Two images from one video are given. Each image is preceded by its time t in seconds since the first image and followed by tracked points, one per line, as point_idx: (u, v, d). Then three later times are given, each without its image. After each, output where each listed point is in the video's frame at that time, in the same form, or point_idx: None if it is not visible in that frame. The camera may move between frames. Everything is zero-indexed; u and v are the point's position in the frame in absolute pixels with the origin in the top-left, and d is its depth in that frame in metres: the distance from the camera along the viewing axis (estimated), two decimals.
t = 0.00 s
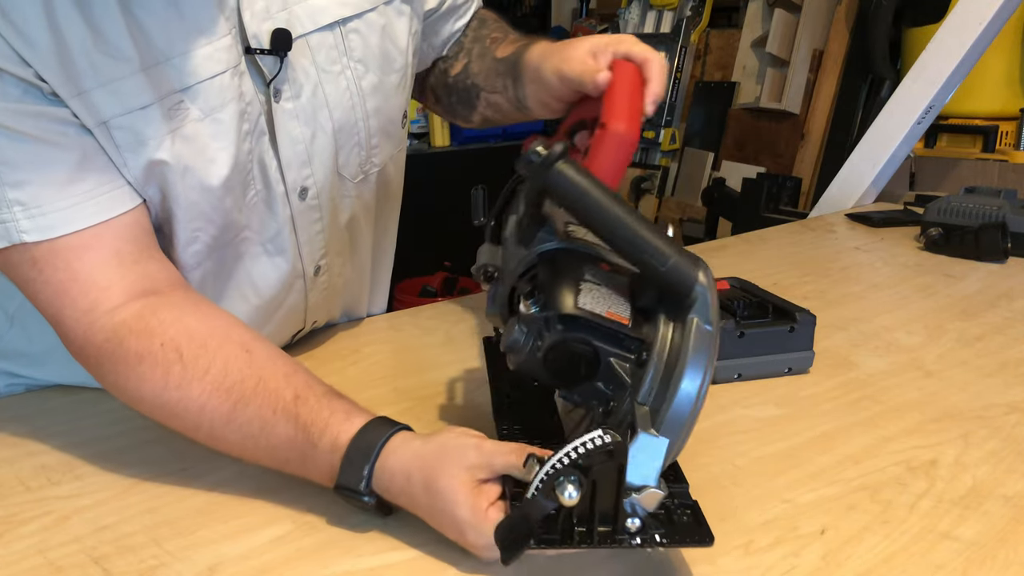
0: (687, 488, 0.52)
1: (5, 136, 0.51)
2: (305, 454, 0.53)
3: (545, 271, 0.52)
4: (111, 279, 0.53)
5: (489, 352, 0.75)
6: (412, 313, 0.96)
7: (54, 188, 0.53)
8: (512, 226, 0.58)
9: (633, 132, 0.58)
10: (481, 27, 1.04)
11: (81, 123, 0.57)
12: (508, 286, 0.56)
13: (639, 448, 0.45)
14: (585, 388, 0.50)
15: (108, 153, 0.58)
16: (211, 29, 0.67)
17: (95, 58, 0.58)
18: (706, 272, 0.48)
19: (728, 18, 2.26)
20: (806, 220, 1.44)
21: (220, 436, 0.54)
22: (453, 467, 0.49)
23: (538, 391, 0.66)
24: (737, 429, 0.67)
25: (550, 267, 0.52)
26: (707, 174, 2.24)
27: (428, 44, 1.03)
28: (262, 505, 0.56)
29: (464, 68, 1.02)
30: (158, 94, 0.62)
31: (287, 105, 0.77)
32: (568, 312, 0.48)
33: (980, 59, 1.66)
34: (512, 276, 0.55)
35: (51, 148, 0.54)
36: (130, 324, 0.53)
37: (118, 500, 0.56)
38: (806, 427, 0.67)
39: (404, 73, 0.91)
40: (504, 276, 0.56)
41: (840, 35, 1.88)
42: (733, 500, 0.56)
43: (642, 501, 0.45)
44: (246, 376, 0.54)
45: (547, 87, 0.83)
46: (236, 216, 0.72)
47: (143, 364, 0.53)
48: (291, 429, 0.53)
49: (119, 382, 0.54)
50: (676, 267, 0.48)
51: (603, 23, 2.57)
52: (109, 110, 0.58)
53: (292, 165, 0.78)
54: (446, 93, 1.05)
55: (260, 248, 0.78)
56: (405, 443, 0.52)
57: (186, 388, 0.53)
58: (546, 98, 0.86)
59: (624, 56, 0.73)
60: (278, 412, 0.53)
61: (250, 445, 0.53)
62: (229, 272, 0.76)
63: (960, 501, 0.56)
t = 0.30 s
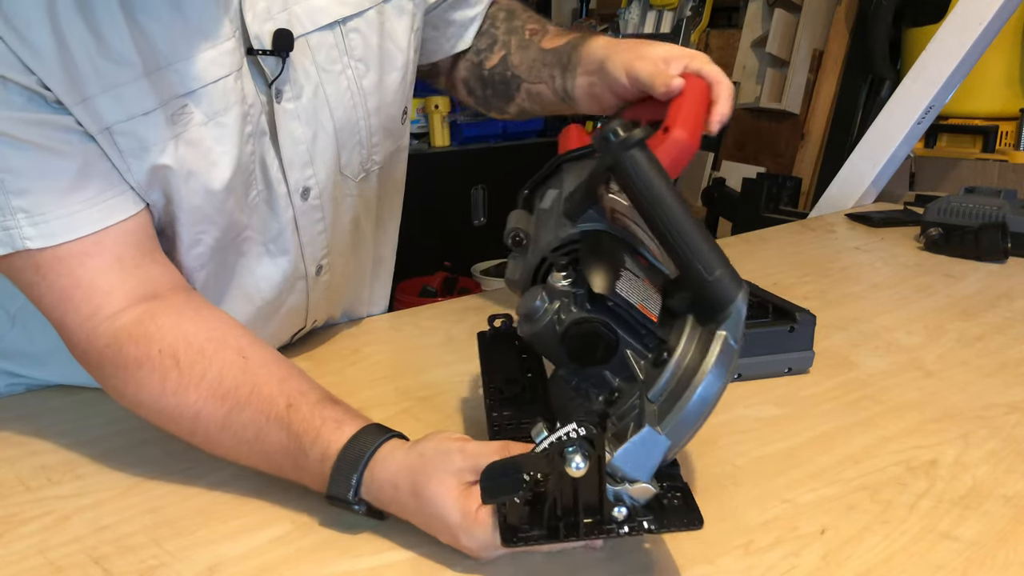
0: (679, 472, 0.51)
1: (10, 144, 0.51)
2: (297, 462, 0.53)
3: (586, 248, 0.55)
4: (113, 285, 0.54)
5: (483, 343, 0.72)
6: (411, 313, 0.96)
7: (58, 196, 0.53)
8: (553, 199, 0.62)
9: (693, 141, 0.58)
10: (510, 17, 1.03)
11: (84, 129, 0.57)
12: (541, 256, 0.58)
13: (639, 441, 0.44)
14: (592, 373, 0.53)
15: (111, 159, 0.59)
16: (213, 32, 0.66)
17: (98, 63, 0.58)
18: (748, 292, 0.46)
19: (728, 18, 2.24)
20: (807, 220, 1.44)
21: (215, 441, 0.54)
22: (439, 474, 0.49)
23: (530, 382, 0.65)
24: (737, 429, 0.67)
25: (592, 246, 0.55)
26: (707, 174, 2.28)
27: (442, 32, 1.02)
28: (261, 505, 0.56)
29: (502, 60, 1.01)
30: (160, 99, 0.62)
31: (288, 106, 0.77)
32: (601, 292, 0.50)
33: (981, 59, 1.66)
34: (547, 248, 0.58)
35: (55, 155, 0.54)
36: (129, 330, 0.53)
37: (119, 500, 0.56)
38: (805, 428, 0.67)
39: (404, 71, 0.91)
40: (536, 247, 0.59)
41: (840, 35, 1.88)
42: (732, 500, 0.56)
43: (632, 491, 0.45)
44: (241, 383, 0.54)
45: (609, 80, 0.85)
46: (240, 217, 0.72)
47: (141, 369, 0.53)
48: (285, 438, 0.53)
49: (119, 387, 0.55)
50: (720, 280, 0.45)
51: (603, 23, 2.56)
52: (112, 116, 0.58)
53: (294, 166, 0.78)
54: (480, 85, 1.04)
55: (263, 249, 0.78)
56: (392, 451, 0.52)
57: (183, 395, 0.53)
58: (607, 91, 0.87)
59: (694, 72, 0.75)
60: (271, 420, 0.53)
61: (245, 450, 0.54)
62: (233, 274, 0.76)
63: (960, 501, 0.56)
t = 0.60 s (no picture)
0: (680, 490, 0.52)
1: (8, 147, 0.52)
2: (299, 461, 0.53)
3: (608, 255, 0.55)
4: (114, 285, 0.54)
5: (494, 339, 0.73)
6: (412, 313, 0.96)
7: (57, 198, 0.53)
8: (579, 204, 0.62)
9: (726, 155, 0.62)
10: (534, 8, 1.02)
11: (81, 131, 0.57)
12: (564, 260, 0.59)
13: (646, 456, 0.44)
14: (603, 382, 0.52)
15: (108, 160, 0.59)
16: (209, 30, 0.66)
17: (93, 64, 0.58)
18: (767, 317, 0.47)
19: (728, 17, 2.23)
20: (807, 220, 1.44)
21: (218, 440, 0.54)
22: (440, 474, 0.48)
23: (539, 383, 0.65)
24: (737, 429, 0.67)
25: (615, 253, 0.55)
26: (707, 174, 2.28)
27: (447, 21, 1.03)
28: (261, 506, 0.56)
29: (528, 53, 1.01)
30: (156, 99, 0.62)
31: (285, 104, 0.76)
32: (620, 302, 0.50)
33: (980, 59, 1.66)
34: (570, 253, 0.58)
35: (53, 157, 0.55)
36: (131, 331, 0.53)
37: (119, 500, 0.56)
38: (805, 428, 0.67)
39: (399, 65, 0.91)
40: (559, 249, 0.59)
41: (841, 35, 1.88)
42: (733, 500, 0.56)
43: (632, 505, 0.45)
44: (242, 383, 0.54)
45: (643, 85, 0.87)
46: (238, 217, 0.72)
47: (144, 370, 0.53)
48: (287, 439, 0.53)
49: (122, 387, 0.55)
50: (741, 301, 0.46)
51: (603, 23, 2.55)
52: (109, 117, 0.58)
53: (291, 164, 0.78)
54: (502, 77, 1.04)
55: (263, 249, 0.78)
56: (395, 449, 0.52)
57: (185, 395, 0.53)
58: (641, 95, 0.89)
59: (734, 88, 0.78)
60: (273, 419, 0.53)
61: (247, 450, 0.54)
62: (233, 274, 0.76)
63: (960, 501, 0.56)
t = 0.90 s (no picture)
0: (682, 495, 0.50)
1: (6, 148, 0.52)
2: (300, 458, 0.53)
3: (615, 262, 0.55)
4: (113, 285, 0.54)
5: (506, 349, 0.73)
6: (412, 313, 0.96)
7: (54, 198, 0.53)
8: (589, 214, 0.61)
9: (736, 170, 0.61)
10: (539, 17, 1.02)
11: (77, 131, 0.57)
12: (569, 267, 0.58)
13: (647, 459, 0.44)
14: (607, 389, 0.52)
15: (105, 159, 0.59)
16: (207, 29, 0.66)
17: (89, 64, 0.58)
18: (770, 324, 0.47)
19: (728, 18, 2.23)
20: (807, 220, 1.44)
21: (219, 439, 0.54)
22: (442, 474, 0.48)
23: (547, 395, 0.64)
24: (737, 429, 0.67)
25: (621, 262, 0.55)
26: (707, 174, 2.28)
27: (445, 20, 1.02)
28: (262, 505, 0.56)
29: (536, 64, 1.01)
30: (152, 99, 0.62)
31: (284, 104, 0.76)
32: (624, 308, 0.51)
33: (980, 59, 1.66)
34: (575, 260, 0.57)
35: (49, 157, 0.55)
36: (131, 331, 0.53)
37: (119, 500, 0.56)
38: (805, 428, 0.67)
39: (398, 63, 0.91)
40: (566, 257, 0.58)
41: (841, 35, 1.88)
42: (732, 500, 0.56)
43: (631, 507, 0.45)
44: (241, 381, 0.54)
45: (655, 107, 0.87)
46: (236, 217, 0.72)
47: (144, 370, 0.53)
48: (287, 436, 0.53)
49: (123, 387, 0.55)
50: (745, 307, 0.47)
51: (603, 23, 2.55)
52: (105, 116, 0.59)
53: (290, 163, 0.78)
54: (509, 85, 1.04)
55: (264, 249, 0.78)
56: (396, 447, 0.52)
57: (185, 395, 0.53)
58: (653, 116, 0.88)
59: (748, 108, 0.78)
60: (274, 417, 0.53)
61: (248, 448, 0.54)
62: (231, 274, 0.76)
63: (960, 501, 0.56)
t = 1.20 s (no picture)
0: (680, 497, 0.51)
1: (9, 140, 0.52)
2: (297, 447, 0.52)
3: (605, 272, 0.53)
4: (111, 280, 0.54)
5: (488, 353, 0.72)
6: (412, 313, 0.96)
7: (55, 191, 0.53)
8: (569, 220, 0.59)
9: (710, 168, 0.65)
10: (522, 23, 1.03)
11: (79, 126, 0.57)
12: (558, 276, 0.56)
13: (652, 470, 0.45)
14: (603, 398, 0.52)
15: (108, 157, 0.59)
16: (212, 32, 0.66)
17: (94, 64, 0.58)
18: (761, 328, 0.48)
19: (728, 18, 2.24)
20: (807, 220, 1.44)
21: (213, 430, 0.54)
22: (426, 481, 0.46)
23: (535, 397, 0.64)
24: (737, 429, 0.67)
25: (609, 271, 0.53)
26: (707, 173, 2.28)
27: (441, 32, 1.03)
28: (262, 506, 0.56)
29: (517, 68, 1.01)
30: (156, 100, 0.62)
31: (288, 110, 0.76)
32: (618, 319, 0.49)
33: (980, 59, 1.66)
34: (563, 269, 0.55)
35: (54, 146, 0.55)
36: (127, 324, 0.53)
37: (119, 500, 0.56)
38: (805, 427, 0.67)
39: (405, 72, 0.91)
40: (553, 266, 0.56)
41: (841, 35, 1.88)
42: (732, 500, 0.56)
43: (638, 518, 0.46)
44: (237, 371, 0.54)
45: (625, 107, 0.85)
46: (237, 221, 0.72)
47: (139, 361, 0.53)
48: (284, 421, 0.52)
49: (117, 380, 0.54)
50: (736, 314, 0.48)
51: (603, 23, 2.54)
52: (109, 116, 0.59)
53: (292, 168, 0.78)
54: (491, 91, 1.04)
55: (265, 253, 0.78)
56: (391, 438, 0.50)
57: (181, 384, 0.53)
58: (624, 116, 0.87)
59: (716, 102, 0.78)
60: (270, 403, 0.53)
61: (243, 439, 0.53)
62: (230, 277, 0.75)
63: (960, 501, 0.56)
